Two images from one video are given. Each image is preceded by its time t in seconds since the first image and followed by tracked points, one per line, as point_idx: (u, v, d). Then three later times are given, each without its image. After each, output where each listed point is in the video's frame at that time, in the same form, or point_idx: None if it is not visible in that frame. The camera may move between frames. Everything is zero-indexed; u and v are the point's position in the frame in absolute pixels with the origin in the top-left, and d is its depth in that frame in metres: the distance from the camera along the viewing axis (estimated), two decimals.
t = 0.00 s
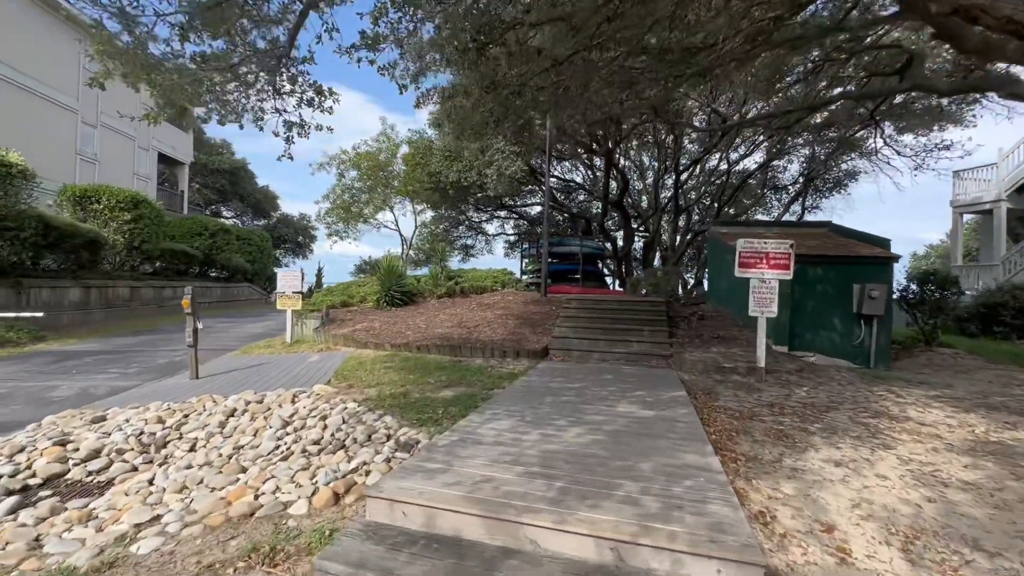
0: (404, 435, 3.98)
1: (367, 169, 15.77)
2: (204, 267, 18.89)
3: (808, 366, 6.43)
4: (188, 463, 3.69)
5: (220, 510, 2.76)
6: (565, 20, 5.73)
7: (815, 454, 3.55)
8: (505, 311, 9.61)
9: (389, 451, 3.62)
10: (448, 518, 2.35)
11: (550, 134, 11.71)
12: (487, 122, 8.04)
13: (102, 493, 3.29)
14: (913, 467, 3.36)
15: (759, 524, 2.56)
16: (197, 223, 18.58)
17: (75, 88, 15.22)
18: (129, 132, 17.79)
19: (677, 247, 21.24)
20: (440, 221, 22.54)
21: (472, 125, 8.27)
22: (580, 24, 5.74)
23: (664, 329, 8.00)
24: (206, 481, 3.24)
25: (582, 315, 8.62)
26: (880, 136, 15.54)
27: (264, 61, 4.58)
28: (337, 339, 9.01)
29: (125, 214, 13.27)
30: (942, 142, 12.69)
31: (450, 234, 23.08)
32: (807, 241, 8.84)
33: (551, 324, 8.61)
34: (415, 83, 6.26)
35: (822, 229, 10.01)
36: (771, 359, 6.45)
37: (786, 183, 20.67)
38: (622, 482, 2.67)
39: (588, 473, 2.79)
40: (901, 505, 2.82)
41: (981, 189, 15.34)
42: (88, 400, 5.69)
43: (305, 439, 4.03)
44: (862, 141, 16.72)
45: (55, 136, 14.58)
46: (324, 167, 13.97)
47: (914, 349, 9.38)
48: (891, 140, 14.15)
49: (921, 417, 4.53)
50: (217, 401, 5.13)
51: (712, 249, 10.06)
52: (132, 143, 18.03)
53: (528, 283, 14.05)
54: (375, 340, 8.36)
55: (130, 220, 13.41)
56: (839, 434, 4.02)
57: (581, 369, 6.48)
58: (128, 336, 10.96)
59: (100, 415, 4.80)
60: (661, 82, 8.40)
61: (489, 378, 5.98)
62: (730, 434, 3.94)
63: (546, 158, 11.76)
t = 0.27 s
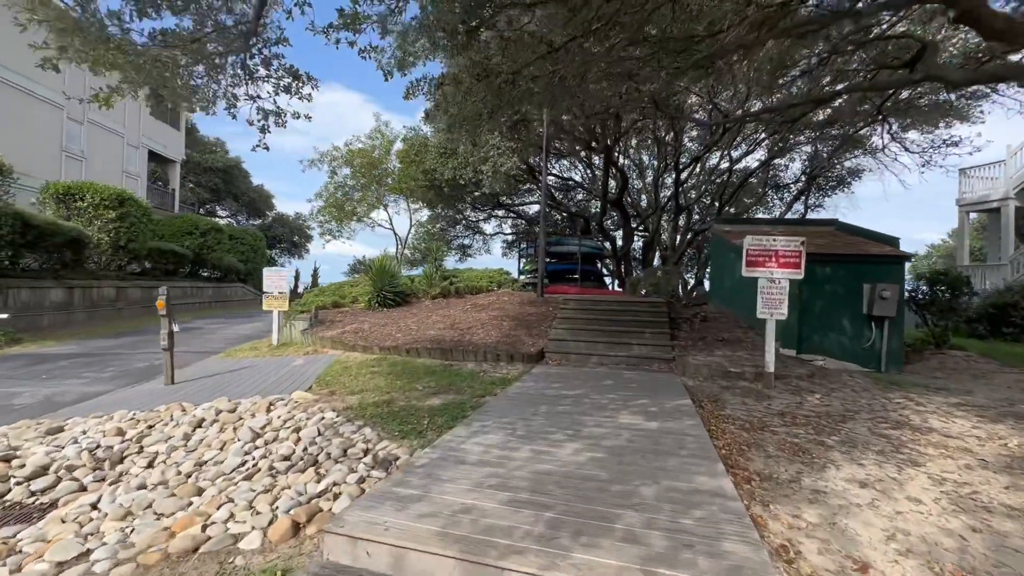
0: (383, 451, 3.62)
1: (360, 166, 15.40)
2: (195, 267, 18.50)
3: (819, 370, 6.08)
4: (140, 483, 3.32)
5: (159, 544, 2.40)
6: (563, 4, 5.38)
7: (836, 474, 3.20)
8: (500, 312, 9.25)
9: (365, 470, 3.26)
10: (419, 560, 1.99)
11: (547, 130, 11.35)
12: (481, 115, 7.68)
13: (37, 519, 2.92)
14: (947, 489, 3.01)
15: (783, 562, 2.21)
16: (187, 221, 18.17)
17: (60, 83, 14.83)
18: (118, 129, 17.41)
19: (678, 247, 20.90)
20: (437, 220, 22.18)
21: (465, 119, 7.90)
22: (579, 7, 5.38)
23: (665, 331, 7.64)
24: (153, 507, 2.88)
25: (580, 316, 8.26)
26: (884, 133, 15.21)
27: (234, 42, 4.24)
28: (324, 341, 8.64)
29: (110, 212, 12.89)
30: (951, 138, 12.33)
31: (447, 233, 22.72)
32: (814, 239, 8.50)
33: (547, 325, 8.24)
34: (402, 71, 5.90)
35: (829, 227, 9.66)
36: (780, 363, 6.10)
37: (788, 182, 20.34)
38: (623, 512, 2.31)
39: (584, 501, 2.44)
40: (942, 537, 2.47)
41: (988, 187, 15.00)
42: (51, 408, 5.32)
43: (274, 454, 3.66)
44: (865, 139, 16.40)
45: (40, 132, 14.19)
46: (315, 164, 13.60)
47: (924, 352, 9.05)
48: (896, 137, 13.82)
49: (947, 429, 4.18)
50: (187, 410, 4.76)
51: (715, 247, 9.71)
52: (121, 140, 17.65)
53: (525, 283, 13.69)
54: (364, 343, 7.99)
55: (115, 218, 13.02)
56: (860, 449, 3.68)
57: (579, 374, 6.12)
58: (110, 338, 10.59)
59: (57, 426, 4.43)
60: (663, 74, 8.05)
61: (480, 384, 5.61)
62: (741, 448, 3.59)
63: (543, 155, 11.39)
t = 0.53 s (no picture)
0: (357, 465, 3.27)
1: (353, 163, 15.02)
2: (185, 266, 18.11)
3: (831, 373, 5.73)
4: (82, 503, 2.97)
5: None
6: None
7: (863, 492, 2.85)
8: (495, 312, 8.90)
9: (333, 489, 2.92)
10: None
11: (544, 125, 11.01)
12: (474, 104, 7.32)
13: None
14: (989, 511, 2.67)
15: None
16: (177, 219, 17.75)
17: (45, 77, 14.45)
18: (106, 124, 17.04)
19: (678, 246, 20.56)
20: (433, 219, 21.81)
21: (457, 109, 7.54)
22: None
23: (667, 332, 7.30)
24: (87, 535, 2.54)
25: (578, 316, 7.91)
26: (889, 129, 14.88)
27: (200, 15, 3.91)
28: (310, 342, 8.28)
29: (94, 209, 12.51)
30: (959, 133, 12.01)
31: (444, 232, 22.36)
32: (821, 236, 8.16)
33: (544, 325, 7.89)
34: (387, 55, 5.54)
35: (836, 223, 9.31)
36: (789, 366, 5.76)
37: (790, 179, 20.00)
38: (624, 548, 1.97)
39: (579, 531, 2.09)
40: (994, 573, 2.14)
41: (995, 184, 14.69)
42: (12, 414, 4.98)
43: (237, 470, 3.31)
44: (869, 135, 16.08)
45: (24, 127, 13.82)
46: (307, 160, 13.22)
47: (936, 353, 8.70)
48: (902, 133, 13.50)
49: (975, 438, 3.84)
50: (152, 417, 4.41)
51: (718, 245, 9.36)
52: (110, 136, 17.30)
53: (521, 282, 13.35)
54: (350, 344, 7.62)
55: (99, 215, 12.64)
56: (885, 462, 3.33)
57: (576, 377, 5.77)
58: (92, 339, 10.24)
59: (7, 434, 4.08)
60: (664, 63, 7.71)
61: (471, 388, 5.25)
62: (754, 462, 3.24)
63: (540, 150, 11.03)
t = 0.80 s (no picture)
0: (326, 489, 2.93)
1: (345, 160, 14.65)
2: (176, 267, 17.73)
3: (843, 380, 5.39)
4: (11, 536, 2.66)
5: None
6: None
7: (896, 523, 2.51)
8: (490, 313, 8.56)
9: (293, 519, 2.59)
10: None
11: (540, 120, 10.68)
12: (466, 95, 6.95)
13: None
14: None
15: None
16: (167, 218, 17.37)
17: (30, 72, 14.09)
18: (94, 121, 16.69)
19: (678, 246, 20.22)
20: (429, 218, 21.46)
21: (448, 101, 7.19)
22: None
23: (668, 334, 6.96)
24: None
25: (575, 318, 7.56)
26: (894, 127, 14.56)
27: None
28: (295, 345, 7.92)
29: (78, 207, 12.15)
30: (968, 130, 11.69)
31: (440, 232, 22.00)
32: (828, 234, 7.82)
33: (539, 328, 7.53)
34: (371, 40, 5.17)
35: (843, 222, 8.97)
36: (798, 372, 5.41)
37: (792, 178, 19.68)
38: None
39: None
40: None
41: (1003, 182, 14.38)
42: None
43: (193, 494, 2.98)
44: (873, 133, 15.77)
45: (7, 123, 13.44)
46: (297, 157, 12.85)
47: (947, 357, 8.37)
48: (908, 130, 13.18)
49: (1009, 455, 3.51)
50: (111, 429, 4.06)
51: (720, 244, 9.02)
52: (99, 133, 16.94)
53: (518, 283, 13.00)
54: (337, 348, 7.26)
55: (83, 213, 12.27)
56: (914, 484, 2.99)
57: (572, 384, 5.42)
58: (72, 341, 9.87)
59: None
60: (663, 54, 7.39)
61: (459, 396, 4.90)
62: (769, 484, 2.89)
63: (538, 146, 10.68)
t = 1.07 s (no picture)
0: (290, 516, 2.61)
1: (339, 158, 14.32)
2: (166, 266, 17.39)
3: (856, 386, 5.09)
4: None
5: None
6: None
7: (937, 560, 2.20)
8: (485, 315, 8.24)
9: (246, 557, 2.29)
10: None
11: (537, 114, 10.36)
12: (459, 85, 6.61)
13: None
14: None
15: None
16: (157, 217, 16.87)
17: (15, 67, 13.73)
18: (83, 118, 16.34)
19: (679, 245, 19.91)
20: (426, 217, 21.13)
21: (440, 92, 6.86)
22: None
23: (671, 337, 6.64)
24: None
25: (573, 319, 7.24)
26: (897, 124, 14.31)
27: None
28: (281, 348, 7.59)
29: (62, 205, 11.79)
30: (977, 126, 11.38)
31: (437, 231, 21.70)
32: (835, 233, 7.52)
33: (535, 331, 7.22)
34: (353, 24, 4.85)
35: (850, 221, 8.67)
36: (810, 378, 5.10)
37: (793, 177, 19.38)
38: None
39: None
40: None
41: (1010, 180, 14.08)
42: None
43: (139, 523, 2.68)
44: (877, 131, 15.50)
45: None
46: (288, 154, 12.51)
47: (959, 360, 8.08)
48: (913, 127, 12.91)
49: None
50: (67, 443, 3.74)
51: (724, 243, 8.71)
52: (88, 130, 16.60)
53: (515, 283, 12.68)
54: (323, 352, 6.92)
55: (68, 211, 11.92)
56: (951, 510, 2.68)
57: (569, 391, 5.10)
58: (52, 344, 9.52)
59: None
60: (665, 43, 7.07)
61: (447, 405, 4.57)
62: (791, 512, 2.57)
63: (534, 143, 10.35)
